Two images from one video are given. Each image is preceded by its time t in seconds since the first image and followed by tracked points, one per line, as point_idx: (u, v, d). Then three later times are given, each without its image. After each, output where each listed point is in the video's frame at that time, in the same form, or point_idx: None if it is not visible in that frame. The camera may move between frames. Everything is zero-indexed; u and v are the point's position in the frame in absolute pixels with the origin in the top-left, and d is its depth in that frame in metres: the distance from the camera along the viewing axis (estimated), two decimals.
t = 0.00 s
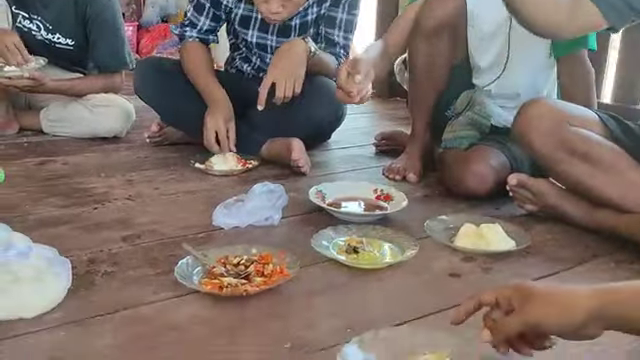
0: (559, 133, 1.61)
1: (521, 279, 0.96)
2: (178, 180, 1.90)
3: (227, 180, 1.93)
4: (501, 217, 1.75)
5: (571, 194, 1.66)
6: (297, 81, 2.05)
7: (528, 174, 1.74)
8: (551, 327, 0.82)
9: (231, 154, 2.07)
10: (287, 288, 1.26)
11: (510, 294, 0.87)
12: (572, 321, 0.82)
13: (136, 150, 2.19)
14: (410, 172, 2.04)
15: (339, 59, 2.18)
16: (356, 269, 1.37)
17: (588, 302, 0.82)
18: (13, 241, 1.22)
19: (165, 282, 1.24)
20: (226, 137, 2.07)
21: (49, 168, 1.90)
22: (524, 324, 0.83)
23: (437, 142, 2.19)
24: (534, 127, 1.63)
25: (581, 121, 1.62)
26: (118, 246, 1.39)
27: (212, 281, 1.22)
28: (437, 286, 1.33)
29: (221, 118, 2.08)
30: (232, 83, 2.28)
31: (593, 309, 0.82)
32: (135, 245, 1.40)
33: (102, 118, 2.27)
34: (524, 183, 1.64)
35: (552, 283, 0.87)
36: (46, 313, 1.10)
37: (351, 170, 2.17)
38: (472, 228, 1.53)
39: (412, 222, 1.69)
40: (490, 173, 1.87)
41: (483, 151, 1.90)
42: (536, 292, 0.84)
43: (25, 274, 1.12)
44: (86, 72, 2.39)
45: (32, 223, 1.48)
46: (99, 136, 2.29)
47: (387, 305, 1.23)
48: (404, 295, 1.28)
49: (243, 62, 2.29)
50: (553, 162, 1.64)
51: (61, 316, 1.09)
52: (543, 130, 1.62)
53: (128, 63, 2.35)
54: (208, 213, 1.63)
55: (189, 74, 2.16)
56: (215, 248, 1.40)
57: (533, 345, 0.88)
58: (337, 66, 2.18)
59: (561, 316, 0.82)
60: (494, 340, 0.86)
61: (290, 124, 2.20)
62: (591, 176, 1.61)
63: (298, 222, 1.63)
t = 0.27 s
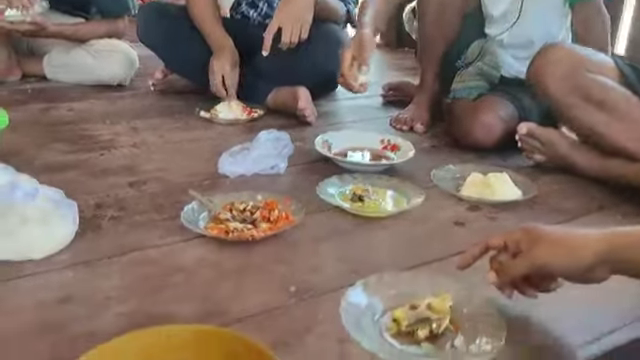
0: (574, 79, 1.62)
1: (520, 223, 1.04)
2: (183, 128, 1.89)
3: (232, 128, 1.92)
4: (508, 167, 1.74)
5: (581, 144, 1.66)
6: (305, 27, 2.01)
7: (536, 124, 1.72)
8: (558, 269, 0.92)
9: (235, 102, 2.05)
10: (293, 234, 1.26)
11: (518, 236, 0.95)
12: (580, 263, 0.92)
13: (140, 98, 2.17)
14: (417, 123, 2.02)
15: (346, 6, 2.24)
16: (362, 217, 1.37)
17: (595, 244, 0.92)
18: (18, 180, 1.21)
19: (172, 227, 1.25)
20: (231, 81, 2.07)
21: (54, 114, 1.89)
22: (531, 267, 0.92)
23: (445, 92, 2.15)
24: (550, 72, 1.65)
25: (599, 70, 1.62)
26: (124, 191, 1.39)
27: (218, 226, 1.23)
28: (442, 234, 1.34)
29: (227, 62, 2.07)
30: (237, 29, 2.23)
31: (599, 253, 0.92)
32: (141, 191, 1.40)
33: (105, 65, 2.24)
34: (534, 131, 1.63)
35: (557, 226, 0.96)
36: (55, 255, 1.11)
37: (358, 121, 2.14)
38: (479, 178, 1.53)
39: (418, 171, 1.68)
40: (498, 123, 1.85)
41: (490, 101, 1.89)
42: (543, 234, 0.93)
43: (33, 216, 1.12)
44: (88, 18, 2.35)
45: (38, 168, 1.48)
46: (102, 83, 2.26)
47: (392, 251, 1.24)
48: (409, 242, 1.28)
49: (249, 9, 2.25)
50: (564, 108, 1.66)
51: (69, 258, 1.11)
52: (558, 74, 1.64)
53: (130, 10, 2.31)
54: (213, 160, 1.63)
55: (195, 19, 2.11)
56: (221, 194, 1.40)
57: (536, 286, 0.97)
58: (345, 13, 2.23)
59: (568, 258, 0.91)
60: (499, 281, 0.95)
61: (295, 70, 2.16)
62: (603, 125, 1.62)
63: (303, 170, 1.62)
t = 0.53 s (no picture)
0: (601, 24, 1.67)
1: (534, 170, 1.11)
2: (187, 78, 1.85)
3: (237, 80, 1.89)
4: (518, 122, 1.71)
5: (597, 98, 1.65)
6: None
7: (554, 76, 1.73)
8: (572, 215, 0.99)
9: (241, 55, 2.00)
10: (298, 185, 1.25)
11: (533, 180, 1.02)
12: (592, 209, 0.98)
13: (144, 47, 2.12)
14: (426, 76, 1.97)
15: None
16: (368, 169, 1.35)
17: (611, 193, 0.99)
18: (21, 126, 1.20)
19: (176, 177, 1.23)
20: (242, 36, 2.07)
21: (56, 63, 1.86)
22: (544, 211, 0.99)
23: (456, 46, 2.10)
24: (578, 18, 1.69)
25: (636, 10, 1.64)
26: (128, 141, 1.38)
27: (223, 177, 1.22)
28: (450, 188, 1.32)
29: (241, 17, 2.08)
30: None
31: (613, 201, 0.99)
32: (145, 141, 1.38)
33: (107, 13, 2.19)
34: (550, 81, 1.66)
35: (573, 173, 1.03)
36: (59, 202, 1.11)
37: (367, 74, 2.09)
38: (488, 132, 1.50)
39: (426, 125, 1.65)
40: (508, 77, 1.82)
41: (502, 56, 1.87)
42: (558, 179, 1.01)
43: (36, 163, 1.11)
44: None
45: (41, 117, 1.46)
46: (104, 32, 2.20)
47: (399, 204, 1.23)
48: (416, 195, 1.27)
49: None
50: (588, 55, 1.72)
51: (73, 206, 1.10)
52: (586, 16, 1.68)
53: None
54: (218, 111, 1.60)
55: None
56: (225, 145, 1.38)
57: (549, 232, 1.03)
58: None
59: (580, 203, 0.98)
60: (510, 223, 1.02)
61: (304, 24, 2.12)
62: (623, 69, 1.67)
63: (310, 123, 1.60)
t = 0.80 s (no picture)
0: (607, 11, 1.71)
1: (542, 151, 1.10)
2: (192, 58, 1.83)
3: (242, 59, 1.87)
4: (526, 104, 1.69)
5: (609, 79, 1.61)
6: None
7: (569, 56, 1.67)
8: (580, 198, 0.98)
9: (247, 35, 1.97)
10: (303, 165, 1.24)
11: (542, 161, 1.01)
12: (601, 191, 0.97)
13: (148, 26, 2.10)
14: (433, 57, 1.94)
15: None
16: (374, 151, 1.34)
17: (621, 175, 0.97)
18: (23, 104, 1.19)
19: (179, 157, 1.22)
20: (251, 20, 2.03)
21: (59, 41, 1.84)
22: (554, 193, 0.97)
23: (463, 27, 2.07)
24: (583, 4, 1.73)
25: None
26: (131, 120, 1.36)
27: (227, 157, 1.20)
28: (456, 170, 1.30)
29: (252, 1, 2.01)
30: None
31: (623, 183, 0.97)
32: (148, 120, 1.37)
33: None
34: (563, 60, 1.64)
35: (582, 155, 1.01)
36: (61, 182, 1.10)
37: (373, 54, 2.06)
38: (496, 113, 1.48)
39: (433, 106, 1.63)
40: (514, 57, 1.79)
41: (509, 34, 1.82)
42: (568, 161, 0.99)
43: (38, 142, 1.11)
44: None
45: (44, 96, 1.44)
46: (108, 11, 2.18)
47: (405, 186, 1.21)
48: (422, 177, 1.25)
49: None
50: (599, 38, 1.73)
51: (76, 185, 1.09)
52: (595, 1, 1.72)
53: None
54: (222, 91, 1.58)
55: None
56: (230, 125, 1.37)
57: (556, 215, 1.01)
58: None
59: (590, 185, 0.97)
60: (517, 205, 1.00)
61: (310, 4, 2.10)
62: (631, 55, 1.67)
63: (315, 103, 1.58)
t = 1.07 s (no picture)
0: (605, 10, 1.74)
1: (550, 141, 1.10)
2: (196, 46, 1.82)
3: (246, 48, 1.86)
4: (532, 94, 1.67)
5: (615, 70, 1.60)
6: None
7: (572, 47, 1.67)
8: (585, 188, 0.97)
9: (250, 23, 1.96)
10: (306, 155, 1.23)
11: (548, 151, 1.01)
12: (607, 181, 0.96)
13: (152, 15, 2.09)
14: (438, 47, 1.93)
15: None
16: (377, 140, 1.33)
17: (629, 165, 0.95)
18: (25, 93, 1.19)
19: (182, 145, 1.22)
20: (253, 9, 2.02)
21: (63, 29, 1.83)
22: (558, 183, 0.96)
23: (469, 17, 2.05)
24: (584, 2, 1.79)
25: None
26: (134, 109, 1.36)
27: (230, 146, 1.20)
28: (460, 160, 1.29)
29: None
30: None
31: (630, 172, 0.95)
32: (152, 109, 1.36)
33: None
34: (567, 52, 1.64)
35: (589, 144, 1.00)
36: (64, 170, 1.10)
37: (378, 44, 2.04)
38: (501, 103, 1.47)
39: (438, 96, 1.62)
40: (519, 47, 1.77)
41: (514, 23, 1.81)
42: (573, 151, 0.98)
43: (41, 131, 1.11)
44: None
45: (47, 84, 1.44)
46: None
47: (408, 176, 1.20)
48: (426, 167, 1.24)
49: None
50: (601, 34, 1.75)
51: (78, 173, 1.09)
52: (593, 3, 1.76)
53: None
54: (226, 80, 1.58)
55: None
56: (233, 114, 1.36)
57: (561, 206, 1.01)
58: None
59: (596, 175, 0.96)
60: (522, 196, 1.00)
61: None
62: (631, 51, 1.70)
63: (319, 92, 1.57)
